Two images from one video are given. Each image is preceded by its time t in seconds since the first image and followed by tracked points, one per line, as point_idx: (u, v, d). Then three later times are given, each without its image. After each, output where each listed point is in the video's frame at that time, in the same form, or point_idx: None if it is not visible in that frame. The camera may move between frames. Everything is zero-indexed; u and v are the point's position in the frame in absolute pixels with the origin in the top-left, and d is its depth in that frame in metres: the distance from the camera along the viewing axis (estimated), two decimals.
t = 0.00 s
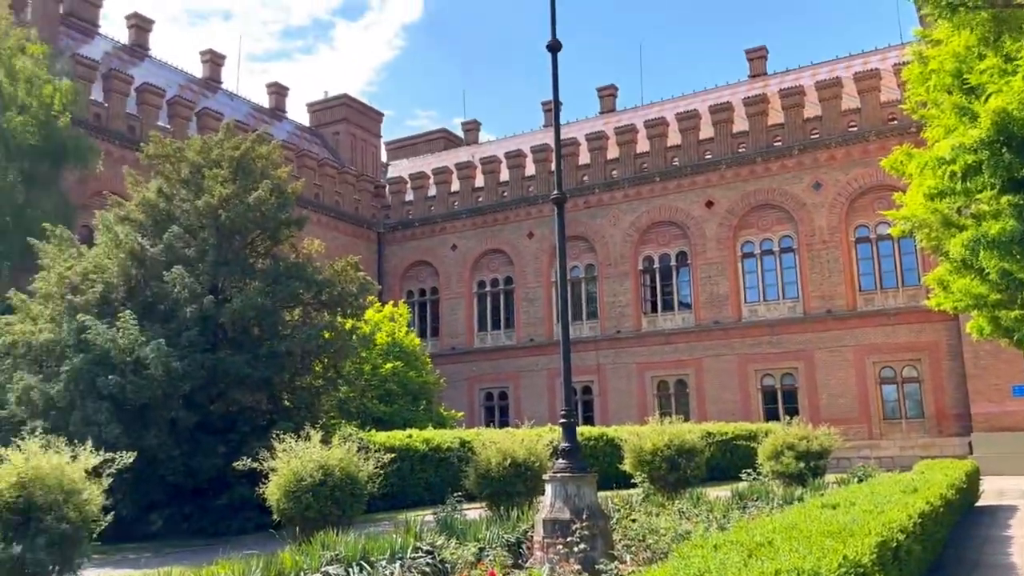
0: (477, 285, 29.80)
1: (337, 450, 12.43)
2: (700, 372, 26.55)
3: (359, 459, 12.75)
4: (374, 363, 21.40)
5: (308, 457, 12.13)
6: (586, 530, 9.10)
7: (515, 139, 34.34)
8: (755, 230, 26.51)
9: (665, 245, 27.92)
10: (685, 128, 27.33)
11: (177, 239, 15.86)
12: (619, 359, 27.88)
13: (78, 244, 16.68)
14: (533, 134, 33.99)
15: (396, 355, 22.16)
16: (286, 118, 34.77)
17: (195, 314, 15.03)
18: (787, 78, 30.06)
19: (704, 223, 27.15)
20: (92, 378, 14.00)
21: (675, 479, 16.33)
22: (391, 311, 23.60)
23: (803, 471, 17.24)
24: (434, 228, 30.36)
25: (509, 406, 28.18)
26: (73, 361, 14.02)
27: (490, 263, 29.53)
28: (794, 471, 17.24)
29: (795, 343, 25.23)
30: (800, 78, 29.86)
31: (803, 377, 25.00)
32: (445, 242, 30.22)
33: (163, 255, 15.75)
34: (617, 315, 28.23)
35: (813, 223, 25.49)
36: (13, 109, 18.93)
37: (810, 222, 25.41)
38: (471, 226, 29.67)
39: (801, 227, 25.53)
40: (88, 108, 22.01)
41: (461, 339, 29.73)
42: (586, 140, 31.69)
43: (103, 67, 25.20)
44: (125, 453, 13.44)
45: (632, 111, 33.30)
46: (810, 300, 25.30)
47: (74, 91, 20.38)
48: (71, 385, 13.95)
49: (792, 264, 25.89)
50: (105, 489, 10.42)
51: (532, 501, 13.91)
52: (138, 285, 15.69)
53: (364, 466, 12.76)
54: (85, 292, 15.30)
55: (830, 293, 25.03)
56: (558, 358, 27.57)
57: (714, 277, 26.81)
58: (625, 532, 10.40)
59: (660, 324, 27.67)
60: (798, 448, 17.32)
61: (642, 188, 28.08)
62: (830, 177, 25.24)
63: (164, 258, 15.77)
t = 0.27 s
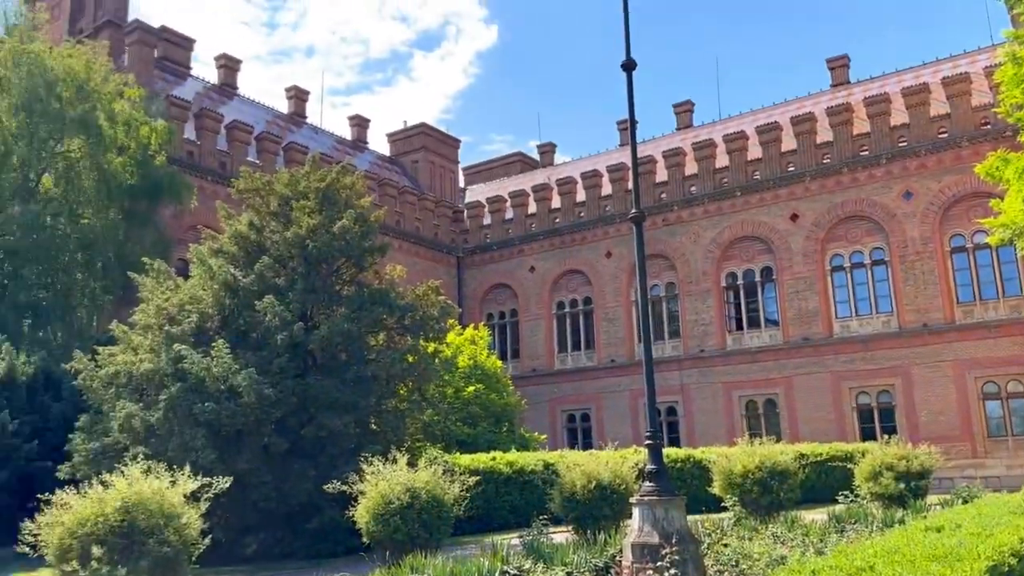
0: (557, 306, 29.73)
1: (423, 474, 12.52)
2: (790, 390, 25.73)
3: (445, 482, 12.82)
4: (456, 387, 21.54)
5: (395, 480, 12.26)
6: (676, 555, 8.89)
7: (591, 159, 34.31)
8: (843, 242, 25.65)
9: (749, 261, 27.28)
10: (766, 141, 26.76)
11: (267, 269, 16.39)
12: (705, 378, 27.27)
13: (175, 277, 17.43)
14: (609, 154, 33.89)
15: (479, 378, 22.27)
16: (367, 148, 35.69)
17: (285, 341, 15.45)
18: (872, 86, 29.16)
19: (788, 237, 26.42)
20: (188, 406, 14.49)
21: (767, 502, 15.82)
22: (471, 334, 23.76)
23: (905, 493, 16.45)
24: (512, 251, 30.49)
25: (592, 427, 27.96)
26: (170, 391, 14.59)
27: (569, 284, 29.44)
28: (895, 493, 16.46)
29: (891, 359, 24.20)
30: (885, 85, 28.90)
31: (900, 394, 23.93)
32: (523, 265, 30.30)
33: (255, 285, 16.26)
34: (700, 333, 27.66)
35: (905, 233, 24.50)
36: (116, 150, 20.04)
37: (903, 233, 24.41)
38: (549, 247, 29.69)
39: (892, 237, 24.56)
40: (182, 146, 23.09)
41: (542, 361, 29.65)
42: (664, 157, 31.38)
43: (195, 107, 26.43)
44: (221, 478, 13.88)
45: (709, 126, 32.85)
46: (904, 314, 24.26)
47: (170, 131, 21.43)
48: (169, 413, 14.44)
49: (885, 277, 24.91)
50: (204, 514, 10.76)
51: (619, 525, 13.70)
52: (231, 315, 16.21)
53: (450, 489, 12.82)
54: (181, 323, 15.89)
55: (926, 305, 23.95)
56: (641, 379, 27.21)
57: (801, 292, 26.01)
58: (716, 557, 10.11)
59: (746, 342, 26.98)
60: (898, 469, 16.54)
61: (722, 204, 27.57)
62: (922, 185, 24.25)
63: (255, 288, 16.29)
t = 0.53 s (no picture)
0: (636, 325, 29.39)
1: (508, 497, 12.48)
2: (884, 408, 24.69)
3: (529, 505, 12.75)
4: (537, 409, 21.47)
5: (480, 502, 12.26)
6: None
7: (667, 176, 33.96)
8: (935, 253, 24.59)
9: (835, 275, 26.42)
10: (849, 151, 25.97)
11: (350, 295, 16.73)
12: (793, 397, 26.41)
13: (263, 305, 17.97)
14: (685, 170, 33.49)
15: (560, 399, 22.16)
16: (442, 174, 36.22)
17: (369, 365, 15.73)
18: (960, 90, 28.03)
19: (877, 249, 25.47)
20: (278, 430, 14.83)
21: (864, 525, 15.15)
22: (550, 355, 23.69)
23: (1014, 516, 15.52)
24: (589, 270, 30.35)
25: (676, 449, 27.43)
26: (262, 415, 14.94)
27: (648, 302, 29.10)
28: (1003, 517, 15.54)
29: (992, 374, 22.98)
30: (974, 89, 27.74)
31: (1005, 411, 22.67)
32: (601, 284, 30.08)
33: (339, 310, 16.61)
34: (786, 350, 26.85)
35: (1003, 241, 23.32)
36: (206, 185, 20.90)
37: (1001, 241, 23.22)
38: (627, 266, 29.42)
39: (989, 246, 23.41)
40: (267, 178, 23.88)
41: (623, 381, 29.31)
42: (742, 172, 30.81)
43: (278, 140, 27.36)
44: (311, 501, 14.16)
45: (788, 138, 32.12)
46: (1006, 326, 23.03)
47: (256, 165, 22.23)
48: (260, 437, 14.81)
49: (982, 287, 23.74)
50: (295, 534, 10.98)
51: (709, 549, 13.36)
52: (316, 341, 16.57)
53: (534, 512, 12.74)
54: (271, 350, 16.34)
55: None
56: (726, 398, 26.61)
57: (892, 305, 25.00)
58: None
59: (835, 358, 26.06)
60: (1006, 491, 15.62)
61: (805, 217, 26.83)
62: (1019, 190, 23.08)
63: (339, 314, 16.63)
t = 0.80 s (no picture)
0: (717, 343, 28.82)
1: (591, 520, 12.33)
2: (985, 426, 23.45)
3: (613, 528, 12.56)
4: (617, 430, 21.22)
5: (562, 525, 12.15)
6: None
7: (744, 191, 33.32)
8: None
9: (927, 287, 25.35)
10: (937, 158, 24.98)
11: (429, 318, 16.91)
12: (886, 415, 25.33)
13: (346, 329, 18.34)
14: (763, 183, 32.80)
15: (641, 420, 21.88)
16: (516, 196, 36.45)
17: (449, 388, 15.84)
18: None
19: (971, 259, 24.33)
20: (363, 452, 15.05)
21: (967, 550, 14.35)
22: (630, 375, 23.44)
23: None
24: (667, 288, 29.95)
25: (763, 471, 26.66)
26: (347, 437, 15.18)
27: (728, 319, 28.50)
28: None
29: None
30: None
31: None
32: (679, 301, 29.62)
33: (418, 333, 16.81)
34: (877, 366, 25.82)
35: None
36: (289, 214, 21.56)
37: None
38: (705, 283, 28.91)
39: None
40: (347, 206, 24.48)
41: (705, 401, 28.71)
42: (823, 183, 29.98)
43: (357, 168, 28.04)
44: (397, 522, 14.32)
45: (871, 147, 31.14)
46: None
47: (336, 193, 22.83)
48: (346, 459, 15.05)
49: None
50: (382, 557, 11.10)
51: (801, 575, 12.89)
52: (397, 364, 16.78)
53: (618, 535, 12.54)
54: (354, 373, 16.64)
55: None
56: (814, 418, 25.77)
57: (990, 317, 23.79)
58: None
59: (929, 374, 24.93)
60: None
61: (892, 228, 25.85)
62: None
63: (419, 337, 16.82)
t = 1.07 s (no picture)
0: (800, 359, 28.05)
1: (672, 542, 12.10)
2: None
3: (696, 550, 12.29)
4: (697, 449, 20.82)
5: (644, 548, 11.96)
6: None
7: (824, 202, 32.46)
8: None
9: None
10: None
11: (505, 338, 17.00)
12: (983, 433, 24.09)
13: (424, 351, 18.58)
14: (843, 195, 31.90)
15: (723, 439, 21.43)
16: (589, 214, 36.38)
17: (526, 408, 15.84)
18: None
19: None
20: (443, 472, 15.18)
21: None
22: (709, 393, 23.03)
23: None
24: (746, 303, 29.35)
25: (853, 491, 25.68)
26: (427, 457, 15.34)
27: (811, 335, 27.71)
28: None
29: None
30: None
31: None
32: (759, 317, 28.96)
33: (494, 354, 16.91)
34: (972, 381, 24.64)
35: None
36: (366, 239, 22.05)
37: None
38: (786, 298, 28.21)
39: None
40: (422, 229, 24.89)
41: (789, 419, 27.91)
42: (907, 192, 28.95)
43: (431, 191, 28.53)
44: (477, 543, 14.37)
45: (958, 153, 29.95)
46: None
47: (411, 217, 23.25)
48: (425, 480, 15.19)
49: None
50: None
51: None
52: (475, 384, 16.89)
53: (701, 558, 12.26)
54: (432, 394, 16.85)
55: None
56: (905, 435, 24.74)
57: None
58: None
59: None
60: None
61: (984, 236, 24.73)
62: None
63: (495, 357, 16.91)
